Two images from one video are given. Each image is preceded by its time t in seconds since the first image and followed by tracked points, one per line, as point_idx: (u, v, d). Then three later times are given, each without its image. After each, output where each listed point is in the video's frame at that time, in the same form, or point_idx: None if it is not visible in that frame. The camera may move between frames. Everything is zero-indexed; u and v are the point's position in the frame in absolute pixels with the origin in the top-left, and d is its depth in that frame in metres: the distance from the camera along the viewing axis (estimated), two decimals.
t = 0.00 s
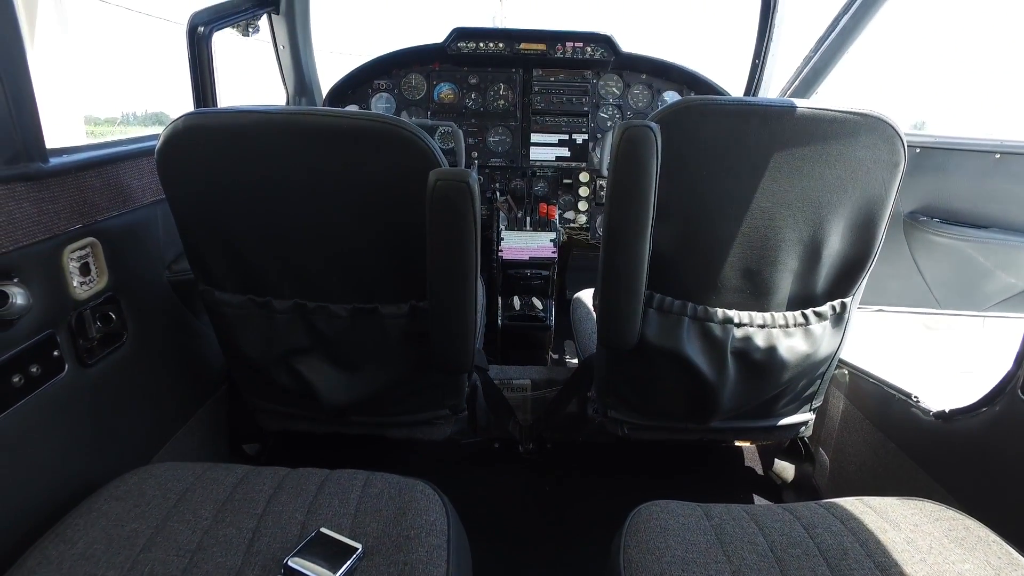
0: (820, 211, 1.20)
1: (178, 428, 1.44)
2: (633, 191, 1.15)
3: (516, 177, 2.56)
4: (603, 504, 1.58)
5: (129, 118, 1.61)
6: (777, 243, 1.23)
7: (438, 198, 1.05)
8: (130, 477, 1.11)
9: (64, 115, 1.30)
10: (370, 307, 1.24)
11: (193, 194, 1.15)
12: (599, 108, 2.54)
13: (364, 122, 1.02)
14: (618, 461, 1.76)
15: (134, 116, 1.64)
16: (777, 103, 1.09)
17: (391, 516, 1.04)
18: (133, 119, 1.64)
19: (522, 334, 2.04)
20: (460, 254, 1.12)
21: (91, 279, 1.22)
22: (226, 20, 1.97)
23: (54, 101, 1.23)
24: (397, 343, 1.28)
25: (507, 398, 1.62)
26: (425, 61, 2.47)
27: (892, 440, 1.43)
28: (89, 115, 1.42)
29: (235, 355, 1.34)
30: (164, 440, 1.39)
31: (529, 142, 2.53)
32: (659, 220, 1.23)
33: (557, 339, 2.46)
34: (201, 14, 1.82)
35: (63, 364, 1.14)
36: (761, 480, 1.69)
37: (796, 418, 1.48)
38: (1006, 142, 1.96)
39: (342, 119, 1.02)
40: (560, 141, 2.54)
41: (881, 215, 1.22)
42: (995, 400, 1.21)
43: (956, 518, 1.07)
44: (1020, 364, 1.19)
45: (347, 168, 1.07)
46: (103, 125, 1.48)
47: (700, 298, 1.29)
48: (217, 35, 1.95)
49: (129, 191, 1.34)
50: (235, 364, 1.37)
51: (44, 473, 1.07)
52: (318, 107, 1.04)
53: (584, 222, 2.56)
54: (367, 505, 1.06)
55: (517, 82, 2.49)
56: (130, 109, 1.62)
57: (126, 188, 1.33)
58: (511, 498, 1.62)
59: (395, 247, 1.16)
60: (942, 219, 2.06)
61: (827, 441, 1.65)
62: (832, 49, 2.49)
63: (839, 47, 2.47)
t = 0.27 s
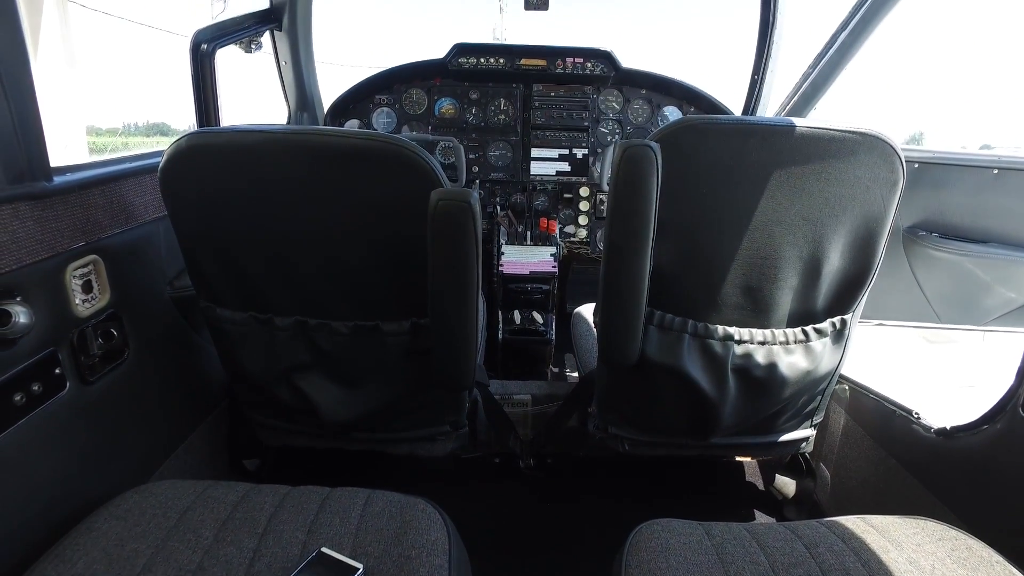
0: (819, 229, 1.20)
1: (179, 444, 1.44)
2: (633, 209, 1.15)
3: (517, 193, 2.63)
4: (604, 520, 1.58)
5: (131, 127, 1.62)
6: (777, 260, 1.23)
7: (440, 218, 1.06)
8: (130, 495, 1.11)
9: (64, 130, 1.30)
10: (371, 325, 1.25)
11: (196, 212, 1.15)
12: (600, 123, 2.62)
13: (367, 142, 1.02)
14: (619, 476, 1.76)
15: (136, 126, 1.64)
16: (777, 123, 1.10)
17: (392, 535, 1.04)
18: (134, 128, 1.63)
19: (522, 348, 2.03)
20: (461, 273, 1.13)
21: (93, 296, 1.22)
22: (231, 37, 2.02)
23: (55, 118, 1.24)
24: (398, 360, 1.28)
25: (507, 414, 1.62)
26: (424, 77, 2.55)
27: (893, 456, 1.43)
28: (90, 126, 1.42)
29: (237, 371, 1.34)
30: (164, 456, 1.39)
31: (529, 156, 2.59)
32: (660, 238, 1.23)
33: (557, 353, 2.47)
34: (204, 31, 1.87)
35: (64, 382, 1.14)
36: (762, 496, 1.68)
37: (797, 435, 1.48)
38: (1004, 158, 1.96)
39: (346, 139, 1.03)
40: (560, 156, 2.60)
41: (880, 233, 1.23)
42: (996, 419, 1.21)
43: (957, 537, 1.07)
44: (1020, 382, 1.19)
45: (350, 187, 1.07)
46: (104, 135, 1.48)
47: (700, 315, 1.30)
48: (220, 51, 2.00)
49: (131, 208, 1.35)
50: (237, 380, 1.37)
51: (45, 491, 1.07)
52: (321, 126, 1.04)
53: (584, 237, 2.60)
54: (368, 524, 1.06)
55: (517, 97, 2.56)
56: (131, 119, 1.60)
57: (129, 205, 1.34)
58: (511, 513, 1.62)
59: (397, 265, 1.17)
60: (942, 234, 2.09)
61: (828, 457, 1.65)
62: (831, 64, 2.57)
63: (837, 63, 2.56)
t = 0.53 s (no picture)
0: (818, 246, 1.21)
1: (179, 460, 1.44)
2: (633, 227, 1.16)
3: (515, 208, 2.68)
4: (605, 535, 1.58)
5: (132, 139, 1.59)
6: (777, 277, 1.24)
7: (441, 236, 1.06)
8: (130, 512, 1.11)
9: (67, 145, 1.29)
10: (372, 341, 1.25)
11: (198, 230, 1.16)
12: (600, 138, 2.68)
13: (368, 161, 1.03)
14: (619, 490, 1.76)
15: (136, 136, 1.61)
16: (776, 141, 1.11)
17: (392, 553, 1.03)
18: (134, 140, 1.60)
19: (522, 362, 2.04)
20: (462, 290, 1.13)
21: (94, 312, 1.22)
22: (232, 54, 2.06)
23: (57, 133, 1.24)
24: (399, 377, 1.29)
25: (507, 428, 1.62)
26: (425, 92, 2.62)
27: (893, 472, 1.43)
28: (92, 137, 1.42)
29: (237, 387, 1.35)
30: (164, 471, 1.39)
31: (529, 169, 2.66)
32: (659, 256, 1.24)
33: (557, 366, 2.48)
34: (206, 47, 1.90)
35: (64, 399, 1.14)
36: (763, 511, 1.68)
37: (797, 450, 1.48)
38: (1001, 174, 2.01)
39: (348, 157, 1.03)
40: (559, 172, 2.65)
41: (878, 250, 1.24)
42: (996, 436, 1.21)
43: (959, 555, 1.07)
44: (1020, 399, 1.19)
45: (351, 206, 1.08)
46: (106, 146, 1.48)
47: (700, 332, 1.30)
48: (221, 68, 2.03)
49: (133, 225, 1.36)
50: (237, 396, 1.37)
51: (45, 509, 1.07)
52: (323, 145, 1.05)
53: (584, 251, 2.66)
54: (368, 542, 1.05)
55: (517, 112, 2.63)
56: (132, 130, 1.58)
57: (131, 222, 1.35)
58: (512, 527, 1.61)
59: (398, 282, 1.17)
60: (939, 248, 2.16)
61: (829, 472, 1.65)
62: (829, 80, 2.63)
63: (835, 78, 2.62)
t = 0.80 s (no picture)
0: (816, 262, 1.22)
1: (177, 475, 1.44)
2: (632, 242, 1.17)
3: (517, 220, 2.77)
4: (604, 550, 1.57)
5: (132, 150, 1.61)
6: (775, 293, 1.24)
7: (440, 253, 1.06)
8: (129, 529, 1.10)
9: (69, 155, 1.30)
10: (371, 357, 1.25)
11: (198, 246, 1.17)
12: (598, 151, 2.77)
13: (368, 178, 1.03)
14: (618, 504, 1.76)
15: (136, 147, 1.63)
16: (773, 157, 1.11)
17: (391, 571, 1.03)
18: (138, 150, 1.64)
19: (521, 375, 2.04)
20: (461, 306, 1.13)
21: (94, 328, 1.23)
22: (232, 70, 2.10)
23: (59, 148, 1.25)
24: (398, 392, 1.29)
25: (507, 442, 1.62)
26: (425, 107, 2.71)
27: (892, 486, 1.43)
28: (94, 147, 1.44)
29: (237, 402, 1.35)
30: (163, 486, 1.39)
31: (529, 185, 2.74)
32: (658, 271, 1.24)
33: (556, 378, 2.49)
34: (206, 64, 1.95)
35: (63, 415, 1.14)
36: (763, 525, 1.68)
37: (797, 465, 1.47)
38: (996, 188, 2.06)
39: (348, 175, 1.04)
40: (559, 184, 2.74)
41: (876, 265, 1.24)
42: (995, 451, 1.21)
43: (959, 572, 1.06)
44: (1019, 414, 1.19)
45: (350, 222, 1.08)
46: (107, 156, 1.50)
47: (698, 347, 1.30)
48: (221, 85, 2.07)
49: (134, 240, 1.37)
50: (237, 411, 1.38)
51: (43, 526, 1.07)
52: (324, 162, 1.05)
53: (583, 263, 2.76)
54: (367, 560, 1.05)
55: (516, 126, 2.72)
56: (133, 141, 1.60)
57: (132, 237, 1.36)
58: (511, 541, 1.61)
59: (397, 298, 1.17)
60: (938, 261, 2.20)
61: (829, 486, 1.65)
62: (825, 96, 2.67)
63: (831, 93, 2.65)
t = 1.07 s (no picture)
0: (815, 279, 1.22)
1: (175, 491, 1.44)
2: (632, 260, 1.17)
3: (517, 235, 2.83)
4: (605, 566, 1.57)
5: (131, 160, 1.61)
6: (775, 309, 1.25)
7: (442, 271, 1.06)
8: (128, 548, 1.10)
9: (66, 170, 1.31)
10: (372, 373, 1.25)
11: (200, 264, 1.17)
12: (597, 166, 2.81)
13: (369, 197, 1.04)
14: (618, 520, 1.75)
15: (136, 158, 1.63)
16: (772, 175, 1.12)
17: None
18: (136, 162, 1.63)
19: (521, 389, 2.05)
20: (463, 324, 1.13)
21: (95, 345, 1.23)
22: (232, 87, 2.11)
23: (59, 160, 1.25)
24: (399, 409, 1.29)
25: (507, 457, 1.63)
26: (427, 122, 2.77)
27: (894, 502, 1.42)
28: (94, 158, 1.43)
29: (238, 418, 1.35)
30: (161, 503, 1.39)
31: (528, 201, 2.80)
32: (659, 288, 1.25)
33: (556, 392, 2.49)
34: (208, 81, 1.97)
35: (64, 433, 1.14)
36: (764, 541, 1.67)
37: (797, 480, 1.47)
38: (994, 203, 2.07)
39: (350, 194, 1.04)
40: (558, 199, 2.80)
41: (875, 281, 1.25)
42: (997, 467, 1.20)
43: None
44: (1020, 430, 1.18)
45: (351, 240, 1.08)
46: (107, 167, 1.49)
47: (699, 364, 1.31)
48: (222, 103, 2.08)
49: (135, 257, 1.37)
50: (238, 427, 1.38)
51: (41, 546, 1.07)
52: (326, 181, 1.06)
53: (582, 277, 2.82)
54: None
55: (517, 141, 2.77)
56: (133, 152, 1.60)
57: (133, 254, 1.36)
58: (511, 557, 1.61)
59: (398, 315, 1.18)
60: (937, 275, 2.21)
61: (830, 502, 1.65)
62: (823, 111, 2.71)
63: (829, 108, 2.69)
